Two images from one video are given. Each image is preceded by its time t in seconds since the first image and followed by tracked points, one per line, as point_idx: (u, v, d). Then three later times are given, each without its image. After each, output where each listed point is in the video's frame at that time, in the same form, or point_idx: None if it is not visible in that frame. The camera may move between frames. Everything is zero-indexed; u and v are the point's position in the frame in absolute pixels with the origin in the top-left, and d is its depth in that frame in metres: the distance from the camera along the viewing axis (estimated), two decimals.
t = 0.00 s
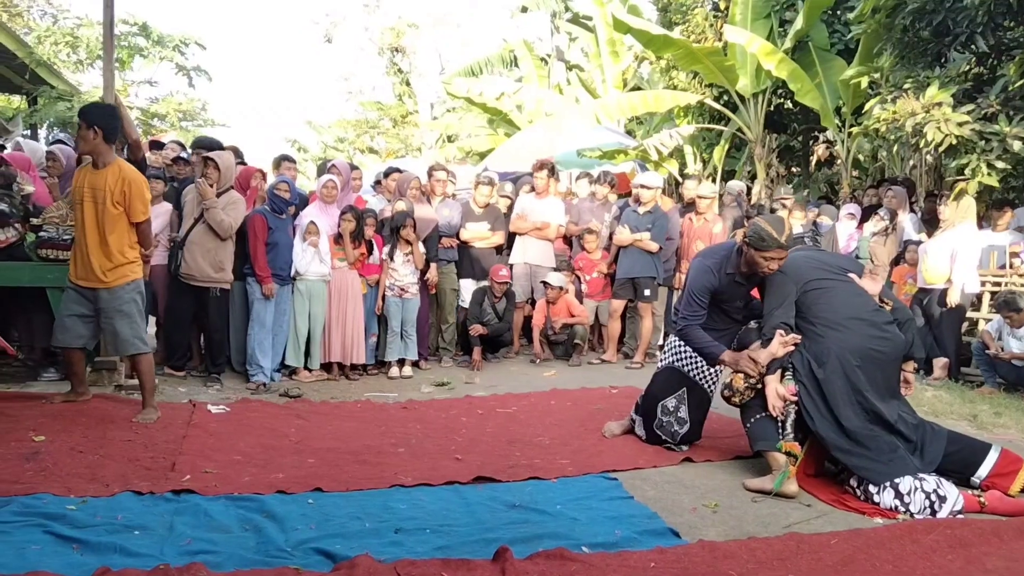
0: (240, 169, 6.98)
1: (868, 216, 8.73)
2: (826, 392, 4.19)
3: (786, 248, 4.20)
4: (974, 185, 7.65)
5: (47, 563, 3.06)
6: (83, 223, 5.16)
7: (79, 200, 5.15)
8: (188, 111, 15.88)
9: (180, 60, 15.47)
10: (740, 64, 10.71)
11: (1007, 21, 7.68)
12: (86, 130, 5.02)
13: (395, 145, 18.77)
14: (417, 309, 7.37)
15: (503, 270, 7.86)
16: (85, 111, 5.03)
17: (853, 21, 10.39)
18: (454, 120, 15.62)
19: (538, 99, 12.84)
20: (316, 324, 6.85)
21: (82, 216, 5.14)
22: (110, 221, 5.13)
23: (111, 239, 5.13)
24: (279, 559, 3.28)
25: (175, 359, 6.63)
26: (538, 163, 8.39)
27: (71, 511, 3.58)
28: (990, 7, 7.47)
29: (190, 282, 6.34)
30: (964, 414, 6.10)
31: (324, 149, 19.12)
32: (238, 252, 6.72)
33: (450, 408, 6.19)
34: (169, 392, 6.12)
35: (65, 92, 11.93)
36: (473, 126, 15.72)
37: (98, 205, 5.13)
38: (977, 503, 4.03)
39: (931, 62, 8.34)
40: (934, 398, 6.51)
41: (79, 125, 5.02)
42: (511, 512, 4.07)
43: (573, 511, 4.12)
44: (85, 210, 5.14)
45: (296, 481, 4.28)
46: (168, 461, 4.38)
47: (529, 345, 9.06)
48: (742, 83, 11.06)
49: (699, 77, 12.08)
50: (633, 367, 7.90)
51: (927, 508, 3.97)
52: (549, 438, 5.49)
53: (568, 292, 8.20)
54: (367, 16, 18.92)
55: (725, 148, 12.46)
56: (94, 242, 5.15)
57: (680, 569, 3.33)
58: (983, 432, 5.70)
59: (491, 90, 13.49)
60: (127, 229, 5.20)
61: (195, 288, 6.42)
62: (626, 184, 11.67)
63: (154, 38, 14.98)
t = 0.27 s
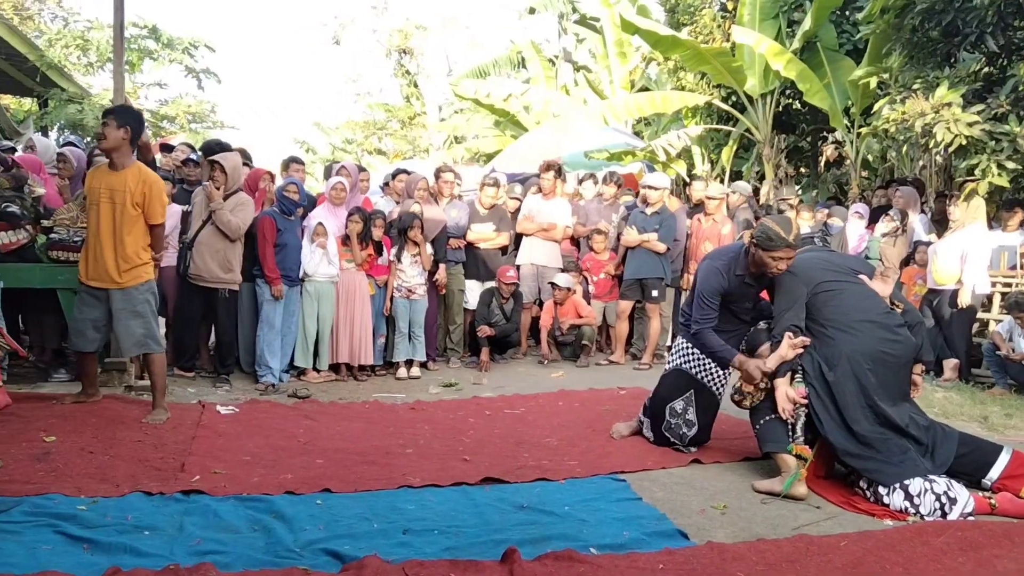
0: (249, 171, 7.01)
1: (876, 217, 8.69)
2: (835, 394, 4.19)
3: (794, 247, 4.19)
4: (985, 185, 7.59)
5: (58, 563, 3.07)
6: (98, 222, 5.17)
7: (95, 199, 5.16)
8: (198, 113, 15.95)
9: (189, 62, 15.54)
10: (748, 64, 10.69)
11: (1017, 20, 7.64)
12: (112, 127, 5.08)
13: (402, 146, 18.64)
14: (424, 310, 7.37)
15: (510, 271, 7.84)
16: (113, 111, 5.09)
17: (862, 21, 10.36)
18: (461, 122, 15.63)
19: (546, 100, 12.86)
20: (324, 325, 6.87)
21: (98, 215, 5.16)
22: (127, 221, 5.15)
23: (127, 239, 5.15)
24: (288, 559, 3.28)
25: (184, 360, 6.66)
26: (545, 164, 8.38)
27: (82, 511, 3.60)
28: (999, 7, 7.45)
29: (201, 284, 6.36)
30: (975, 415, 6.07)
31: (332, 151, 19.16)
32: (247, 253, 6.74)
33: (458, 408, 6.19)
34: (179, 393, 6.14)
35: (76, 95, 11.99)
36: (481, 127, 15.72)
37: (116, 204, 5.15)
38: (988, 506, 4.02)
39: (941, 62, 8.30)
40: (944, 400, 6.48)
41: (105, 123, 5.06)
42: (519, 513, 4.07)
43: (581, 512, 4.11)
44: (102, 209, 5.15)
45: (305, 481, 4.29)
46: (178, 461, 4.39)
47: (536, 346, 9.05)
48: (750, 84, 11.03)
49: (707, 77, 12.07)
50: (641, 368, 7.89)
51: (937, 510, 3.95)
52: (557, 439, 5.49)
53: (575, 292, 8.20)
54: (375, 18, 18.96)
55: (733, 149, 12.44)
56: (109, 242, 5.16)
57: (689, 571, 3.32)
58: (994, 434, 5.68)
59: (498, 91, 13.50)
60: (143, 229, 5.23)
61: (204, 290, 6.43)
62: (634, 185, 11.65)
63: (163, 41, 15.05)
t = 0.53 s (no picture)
0: (261, 174, 7.04)
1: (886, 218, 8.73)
2: (846, 394, 4.18)
3: (798, 252, 4.26)
4: (996, 186, 7.53)
5: (70, 563, 3.08)
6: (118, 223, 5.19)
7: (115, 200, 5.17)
8: (208, 115, 16.00)
9: (199, 65, 15.60)
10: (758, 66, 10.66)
11: None
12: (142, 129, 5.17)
13: (411, 148, 18.61)
14: (432, 311, 7.38)
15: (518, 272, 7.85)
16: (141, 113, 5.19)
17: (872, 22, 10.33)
18: (470, 123, 15.63)
19: (554, 101, 12.86)
20: (333, 326, 6.88)
21: (121, 215, 5.18)
22: (153, 221, 5.24)
23: (153, 238, 5.23)
24: (298, 559, 3.29)
25: (194, 360, 6.68)
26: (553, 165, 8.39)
27: (93, 511, 3.61)
28: (1010, 7, 7.43)
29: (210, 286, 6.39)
30: (986, 417, 6.04)
31: (341, 153, 19.19)
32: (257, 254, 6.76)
33: (466, 409, 6.20)
34: (189, 394, 6.16)
35: (87, 98, 12.05)
36: (489, 129, 15.73)
37: (139, 205, 5.21)
38: (1001, 509, 3.99)
39: (952, 62, 8.27)
40: (955, 402, 6.45)
41: (136, 125, 5.15)
42: (528, 514, 4.07)
43: (590, 513, 4.11)
44: (125, 210, 5.19)
45: (314, 482, 4.30)
46: (188, 462, 4.41)
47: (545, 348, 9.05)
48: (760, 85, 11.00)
49: (716, 79, 12.04)
50: (649, 370, 7.87)
51: (949, 513, 3.93)
52: (566, 441, 5.48)
53: (584, 294, 8.19)
54: (384, 20, 19.00)
55: (742, 150, 12.41)
56: (131, 242, 5.20)
57: (699, 573, 3.31)
58: (1006, 436, 5.65)
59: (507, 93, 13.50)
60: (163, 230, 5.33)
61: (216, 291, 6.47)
62: (642, 186, 11.62)
63: (174, 44, 15.11)
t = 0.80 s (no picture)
0: (272, 176, 7.16)
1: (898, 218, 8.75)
2: (856, 396, 4.16)
3: (811, 261, 4.16)
4: (1008, 187, 7.50)
5: (84, 563, 3.10)
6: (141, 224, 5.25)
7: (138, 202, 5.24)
8: (219, 118, 16.08)
9: (211, 68, 15.68)
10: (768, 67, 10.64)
11: None
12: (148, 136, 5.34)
13: (420, 150, 18.47)
14: (442, 313, 7.39)
15: (526, 274, 7.86)
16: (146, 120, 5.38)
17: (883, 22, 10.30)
18: (479, 125, 15.63)
19: (564, 103, 12.86)
20: (344, 327, 6.89)
21: (145, 214, 5.25)
22: (173, 220, 5.38)
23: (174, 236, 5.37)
24: (309, 559, 3.30)
25: (205, 361, 6.70)
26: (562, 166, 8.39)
27: (106, 511, 3.63)
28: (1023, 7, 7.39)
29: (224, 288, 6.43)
30: (1000, 419, 6.01)
31: (351, 155, 19.24)
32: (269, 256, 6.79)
33: (476, 410, 6.20)
34: (201, 395, 6.18)
35: (100, 101, 12.12)
36: (499, 130, 15.73)
37: (161, 204, 5.33)
38: (1015, 512, 3.96)
39: (964, 63, 8.24)
40: (968, 404, 6.41)
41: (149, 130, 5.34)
42: (538, 515, 4.07)
43: (600, 515, 4.11)
44: (149, 209, 5.27)
45: (325, 482, 4.31)
46: (200, 462, 4.43)
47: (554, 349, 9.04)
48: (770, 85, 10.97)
49: (726, 80, 12.02)
50: (659, 371, 7.86)
51: (963, 515, 3.91)
52: (575, 442, 5.48)
53: (594, 295, 8.18)
54: (394, 22, 19.05)
55: (753, 150, 12.37)
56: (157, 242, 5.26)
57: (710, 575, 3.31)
58: (1019, 438, 5.61)
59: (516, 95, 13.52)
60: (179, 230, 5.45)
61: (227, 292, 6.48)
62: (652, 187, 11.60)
63: (186, 47, 15.20)
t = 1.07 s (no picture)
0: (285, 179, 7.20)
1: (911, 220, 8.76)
2: (870, 398, 4.15)
3: (826, 269, 4.16)
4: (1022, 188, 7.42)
5: (99, 563, 3.11)
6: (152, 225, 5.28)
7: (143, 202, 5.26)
8: (232, 120, 16.15)
9: (224, 71, 15.76)
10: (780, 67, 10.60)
11: None
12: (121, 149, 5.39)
13: (431, 152, 18.44)
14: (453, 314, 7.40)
15: (537, 275, 7.88)
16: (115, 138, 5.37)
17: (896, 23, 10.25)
18: (490, 127, 15.59)
19: (575, 105, 12.86)
20: (355, 328, 6.91)
21: (149, 215, 5.26)
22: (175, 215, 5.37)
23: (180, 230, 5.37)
24: (321, 560, 3.31)
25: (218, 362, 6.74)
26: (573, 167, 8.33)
27: (120, 511, 3.65)
28: None
29: (239, 291, 6.45)
30: (1015, 422, 5.96)
31: (363, 157, 19.29)
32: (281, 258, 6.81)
33: (487, 412, 6.21)
34: (213, 396, 6.20)
35: (114, 104, 12.19)
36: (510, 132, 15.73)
37: (160, 200, 5.30)
38: None
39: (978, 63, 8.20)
40: (982, 406, 6.37)
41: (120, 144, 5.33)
42: (550, 517, 4.07)
43: (612, 517, 4.10)
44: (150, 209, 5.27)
45: (337, 483, 4.32)
46: (213, 463, 4.44)
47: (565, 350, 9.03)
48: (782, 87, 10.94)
49: (738, 81, 11.99)
50: (671, 373, 7.84)
51: (977, 519, 3.86)
52: (587, 444, 5.47)
53: (605, 297, 8.18)
54: (406, 25, 19.08)
55: (765, 152, 12.33)
56: (173, 236, 5.32)
57: None
58: None
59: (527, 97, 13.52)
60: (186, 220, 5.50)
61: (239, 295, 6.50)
62: (663, 188, 11.58)
63: (199, 50, 15.29)
